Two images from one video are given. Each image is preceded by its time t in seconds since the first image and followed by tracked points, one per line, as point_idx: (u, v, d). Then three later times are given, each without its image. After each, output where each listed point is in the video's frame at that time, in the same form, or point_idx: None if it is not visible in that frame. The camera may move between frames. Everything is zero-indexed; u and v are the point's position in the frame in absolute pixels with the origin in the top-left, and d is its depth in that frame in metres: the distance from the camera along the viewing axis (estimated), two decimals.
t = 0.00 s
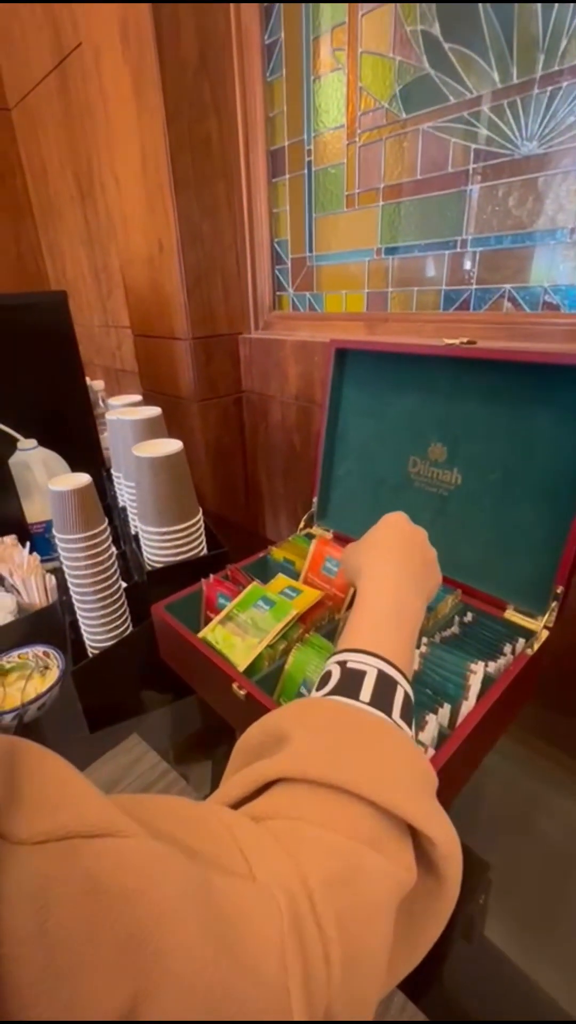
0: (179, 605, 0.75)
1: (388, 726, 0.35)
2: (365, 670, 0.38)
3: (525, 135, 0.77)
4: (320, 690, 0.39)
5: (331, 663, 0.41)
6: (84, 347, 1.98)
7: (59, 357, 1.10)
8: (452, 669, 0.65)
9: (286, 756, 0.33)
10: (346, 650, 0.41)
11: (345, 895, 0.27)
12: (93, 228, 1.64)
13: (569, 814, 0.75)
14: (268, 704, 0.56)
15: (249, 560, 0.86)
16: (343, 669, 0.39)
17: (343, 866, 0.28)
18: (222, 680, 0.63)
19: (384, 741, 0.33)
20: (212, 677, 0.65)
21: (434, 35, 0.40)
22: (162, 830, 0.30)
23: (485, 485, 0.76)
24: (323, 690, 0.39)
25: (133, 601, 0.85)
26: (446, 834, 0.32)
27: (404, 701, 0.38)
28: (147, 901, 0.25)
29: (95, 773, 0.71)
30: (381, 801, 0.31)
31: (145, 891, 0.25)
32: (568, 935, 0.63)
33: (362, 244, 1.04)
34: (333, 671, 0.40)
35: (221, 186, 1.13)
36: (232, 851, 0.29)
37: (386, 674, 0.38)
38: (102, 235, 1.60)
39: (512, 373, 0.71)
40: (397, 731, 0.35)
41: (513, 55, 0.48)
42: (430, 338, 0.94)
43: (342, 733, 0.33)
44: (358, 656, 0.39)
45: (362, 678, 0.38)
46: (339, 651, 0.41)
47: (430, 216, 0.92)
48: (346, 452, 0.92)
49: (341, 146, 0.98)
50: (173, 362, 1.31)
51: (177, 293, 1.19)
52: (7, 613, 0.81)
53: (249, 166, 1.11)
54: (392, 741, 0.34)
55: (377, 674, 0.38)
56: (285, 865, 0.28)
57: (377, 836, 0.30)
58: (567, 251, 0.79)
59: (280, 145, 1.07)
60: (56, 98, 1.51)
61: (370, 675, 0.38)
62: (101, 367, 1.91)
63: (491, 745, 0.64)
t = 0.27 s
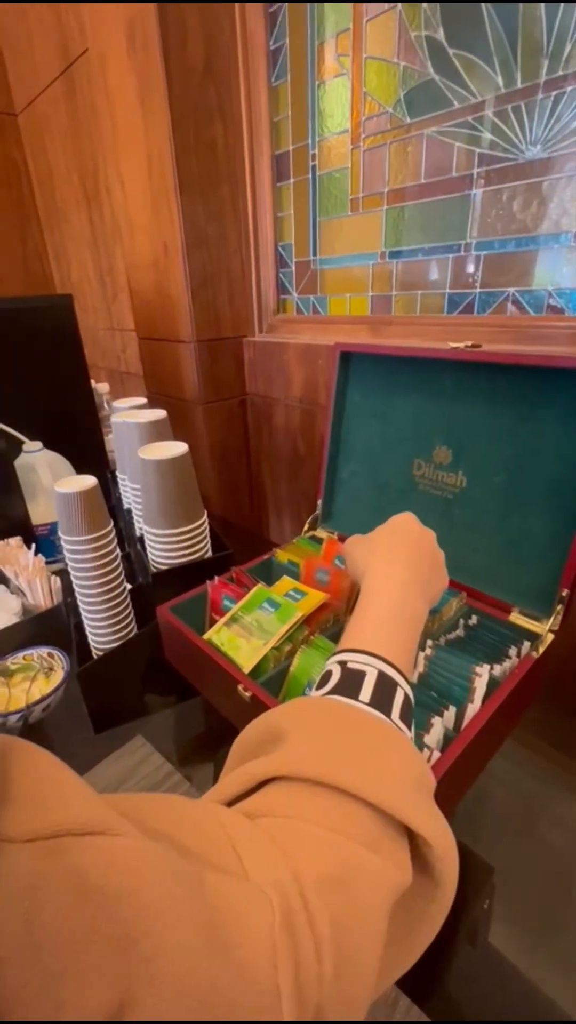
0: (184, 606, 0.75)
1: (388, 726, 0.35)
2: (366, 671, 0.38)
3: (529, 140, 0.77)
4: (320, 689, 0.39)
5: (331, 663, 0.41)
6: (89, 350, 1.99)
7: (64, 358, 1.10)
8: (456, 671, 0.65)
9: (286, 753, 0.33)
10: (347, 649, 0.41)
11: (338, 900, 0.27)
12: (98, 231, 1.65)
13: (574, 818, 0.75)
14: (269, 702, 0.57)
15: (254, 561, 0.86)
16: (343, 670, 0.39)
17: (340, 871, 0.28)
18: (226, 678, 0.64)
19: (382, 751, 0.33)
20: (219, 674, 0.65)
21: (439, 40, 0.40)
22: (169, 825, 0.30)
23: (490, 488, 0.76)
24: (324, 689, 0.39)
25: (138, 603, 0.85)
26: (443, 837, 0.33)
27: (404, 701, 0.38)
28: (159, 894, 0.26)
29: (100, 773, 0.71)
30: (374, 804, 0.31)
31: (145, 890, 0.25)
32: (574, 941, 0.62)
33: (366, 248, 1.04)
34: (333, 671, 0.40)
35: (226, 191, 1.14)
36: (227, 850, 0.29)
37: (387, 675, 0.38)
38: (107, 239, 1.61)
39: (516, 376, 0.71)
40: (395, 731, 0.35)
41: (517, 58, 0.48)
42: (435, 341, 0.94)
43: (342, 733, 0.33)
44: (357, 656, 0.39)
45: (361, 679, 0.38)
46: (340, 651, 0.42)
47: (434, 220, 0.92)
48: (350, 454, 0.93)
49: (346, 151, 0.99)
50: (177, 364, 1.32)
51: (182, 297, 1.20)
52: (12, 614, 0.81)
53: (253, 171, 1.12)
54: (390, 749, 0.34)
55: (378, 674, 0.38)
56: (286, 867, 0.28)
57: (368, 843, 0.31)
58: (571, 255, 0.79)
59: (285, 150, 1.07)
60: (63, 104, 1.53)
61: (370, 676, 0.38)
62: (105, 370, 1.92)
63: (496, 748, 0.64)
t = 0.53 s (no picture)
0: (185, 609, 0.75)
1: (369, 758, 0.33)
2: (348, 690, 0.36)
3: (531, 143, 0.78)
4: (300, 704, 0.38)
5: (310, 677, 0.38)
6: (91, 352, 2.00)
7: (68, 360, 1.11)
8: (459, 674, 0.65)
9: (259, 785, 0.31)
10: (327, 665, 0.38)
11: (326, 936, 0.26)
12: (101, 234, 1.66)
13: None
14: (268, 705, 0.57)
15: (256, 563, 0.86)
16: (324, 690, 0.36)
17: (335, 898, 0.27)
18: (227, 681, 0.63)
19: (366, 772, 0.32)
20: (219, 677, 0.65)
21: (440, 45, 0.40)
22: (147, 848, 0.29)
23: (493, 491, 0.76)
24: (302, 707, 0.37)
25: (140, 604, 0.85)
26: (425, 876, 0.31)
27: (389, 720, 0.37)
28: (127, 926, 0.24)
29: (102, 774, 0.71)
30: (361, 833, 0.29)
31: (146, 893, 0.25)
32: None
33: (368, 251, 1.05)
34: (313, 687, 0.38)
35: (229, 194, 1.14)
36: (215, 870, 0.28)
37: (371, 695, 0.36)
38: (111, 242, 1.61)
39: (519, 378, 0.71)
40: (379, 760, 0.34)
41: (521, 62, 0.48)
42: (437, 344, 0.95)
43: (321, 765, 0.32)
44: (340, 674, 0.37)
45: (343, 700, 0.36)
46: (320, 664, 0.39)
47: (437, 223, 0.92)
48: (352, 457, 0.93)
49: (348, 154, 0.99)
50: (180, 367, 1.32)
51: (185, 300, 1.20)
52: (15, 615, 0.81)
53: (256, 175, 1.12)
54: (374, 777, 0.32)
55: (361, 694, 0.36)
56: (269, 894, 0.26)
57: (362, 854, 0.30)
58: (574, 257, 0.79)
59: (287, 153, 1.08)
60: (67, 108, 1.54)
61: (352, 696, 0.36)
62: (108, 372, 1.93)
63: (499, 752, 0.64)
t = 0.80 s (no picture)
0: (190, 611, 0.75)
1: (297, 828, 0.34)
2: (279, 758, 0.38)
3: (536, 147, 0.78)
4: (233, 780, 0.39)
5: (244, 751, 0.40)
6: (96, 354, 2.01)
7: (73, 363, 1.11)
8: (465, 678, 0.64)
9: (195, 867, 0.32)
10: (264, 734, 0.39)
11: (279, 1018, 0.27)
12: (107, 238, 1.66)
13: None
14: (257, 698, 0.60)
15: (261, 567, 0.86)
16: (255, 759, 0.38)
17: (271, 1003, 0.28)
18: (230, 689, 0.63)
19: (302, 842, 0.33)
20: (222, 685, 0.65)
21: (446, 49, 0.41)
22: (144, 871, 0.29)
23: (498, 494, 0.76)
24: (234, 783, 0.38)
25: (145, 607, 0.86)
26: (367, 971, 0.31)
27: (323, 785, 0.38)
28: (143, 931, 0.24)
29: (107, 776, 0.69)
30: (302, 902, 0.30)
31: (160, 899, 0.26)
32: None
33: (372, 254, 1.05)
34: (246, 758, 0.39)
35: (233, 196, 1.15)
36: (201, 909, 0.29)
37: (304, 760, 0.38)
38: (116, 245, 1.62)
39: (525, 382, 0.71)
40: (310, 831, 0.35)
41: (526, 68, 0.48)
42: (442, 347, 0.95)
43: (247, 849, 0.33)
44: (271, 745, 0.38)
45: (274, 769, 0.37)
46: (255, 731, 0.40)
47: (441, 226, 0.93)
48: (357, 460, 0.93)
49: (353, 157, 0.99)
50: (184, 370, 1.33)
51: (190, 302, 1.21)
52: (20, 618, 0.82)
53: (261, 178, 1.13)
54: (308, 853, 0.33)
55: (293, 760, 0.37)
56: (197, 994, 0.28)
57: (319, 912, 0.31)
58: None
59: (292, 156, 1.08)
60: (72, 112, 1.55)
61: (283, 765, 0.37)
62: (112, 375, 1.94)
63: (505, 756, 0.63)
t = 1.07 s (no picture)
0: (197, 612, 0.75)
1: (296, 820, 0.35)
2: (276, 750, 0.38)
3: (540, 150, 0.78)
4: (229, 771, 0.40)
5: (241, 744, 0.40)
6: (101, 357, 2.02)
7: (79, 366, 1.12)
8: (470, 679, 0.64)
9: (204, 863, 0.32)
10: (263, 727, 0.40)
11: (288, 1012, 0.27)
12: (112, 241, 1.67)
13: None
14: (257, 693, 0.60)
15: (266, 568, 0.86)
16: (253, 754, 0.39)
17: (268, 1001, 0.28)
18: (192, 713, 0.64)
19: (297, 837, 0.34)
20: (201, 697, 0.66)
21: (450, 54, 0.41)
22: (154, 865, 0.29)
23: (503, 496, 0.76)
24: (231, 774, 0.39)
25: (151, 608, 0.86)
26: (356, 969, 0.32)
27: (320, 780, 0.38)
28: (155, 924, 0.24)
29: (114, 776, 0.70)
30: (289, 911, 0.30)
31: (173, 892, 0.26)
32: None
33: (376, 257, 1.05)
34: (242, 750, 0.40)
35: (238, 200, 1.16)
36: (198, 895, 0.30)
37: (300, 753, 0.38)
38: (121, 249, 1.63)
39: (531, 384, 0.71)
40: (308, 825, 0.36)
41: (529, 73, 0.48)
42: (446, 350, 0.95)
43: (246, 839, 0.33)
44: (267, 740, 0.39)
45: (270, 761, 0.38)
46: (256, 724, 0.41)
47: (446, 229, 0.93)
48: (362, 461, 0.93)
49: (357, 161, 1.00)
50: (189, 372, 1.33)
51: (195, 305, 1.21)
52: (26, 618, 0.82)
53: (266, 182, 1.14)
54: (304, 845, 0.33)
55: (289, 753, 0.38)
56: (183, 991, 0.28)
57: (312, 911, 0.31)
58: None
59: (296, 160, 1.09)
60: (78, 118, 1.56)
61: (280, 756, 0.38)
62: (117, 377, 1.95)
63: (511, 758, 0.63)
